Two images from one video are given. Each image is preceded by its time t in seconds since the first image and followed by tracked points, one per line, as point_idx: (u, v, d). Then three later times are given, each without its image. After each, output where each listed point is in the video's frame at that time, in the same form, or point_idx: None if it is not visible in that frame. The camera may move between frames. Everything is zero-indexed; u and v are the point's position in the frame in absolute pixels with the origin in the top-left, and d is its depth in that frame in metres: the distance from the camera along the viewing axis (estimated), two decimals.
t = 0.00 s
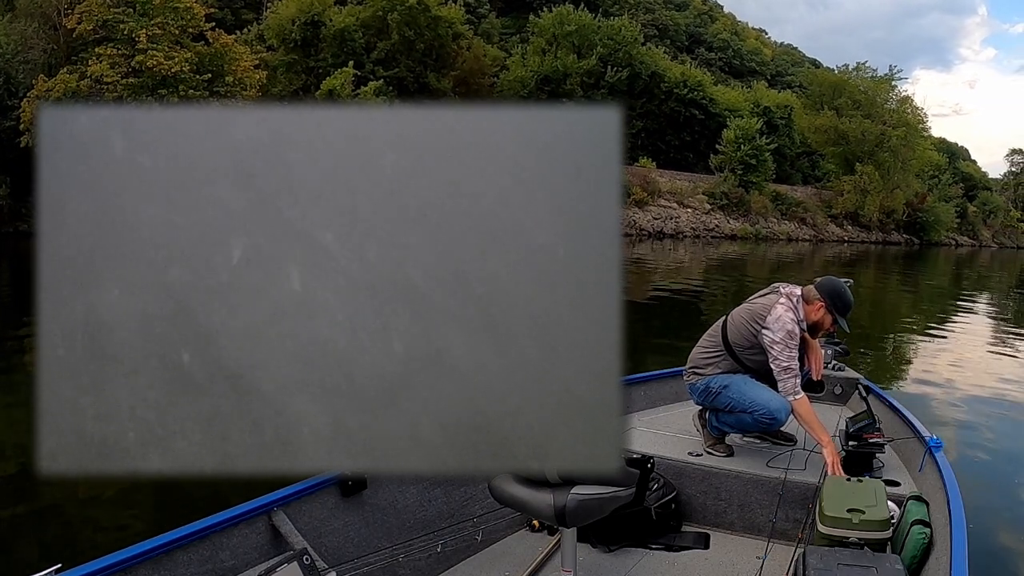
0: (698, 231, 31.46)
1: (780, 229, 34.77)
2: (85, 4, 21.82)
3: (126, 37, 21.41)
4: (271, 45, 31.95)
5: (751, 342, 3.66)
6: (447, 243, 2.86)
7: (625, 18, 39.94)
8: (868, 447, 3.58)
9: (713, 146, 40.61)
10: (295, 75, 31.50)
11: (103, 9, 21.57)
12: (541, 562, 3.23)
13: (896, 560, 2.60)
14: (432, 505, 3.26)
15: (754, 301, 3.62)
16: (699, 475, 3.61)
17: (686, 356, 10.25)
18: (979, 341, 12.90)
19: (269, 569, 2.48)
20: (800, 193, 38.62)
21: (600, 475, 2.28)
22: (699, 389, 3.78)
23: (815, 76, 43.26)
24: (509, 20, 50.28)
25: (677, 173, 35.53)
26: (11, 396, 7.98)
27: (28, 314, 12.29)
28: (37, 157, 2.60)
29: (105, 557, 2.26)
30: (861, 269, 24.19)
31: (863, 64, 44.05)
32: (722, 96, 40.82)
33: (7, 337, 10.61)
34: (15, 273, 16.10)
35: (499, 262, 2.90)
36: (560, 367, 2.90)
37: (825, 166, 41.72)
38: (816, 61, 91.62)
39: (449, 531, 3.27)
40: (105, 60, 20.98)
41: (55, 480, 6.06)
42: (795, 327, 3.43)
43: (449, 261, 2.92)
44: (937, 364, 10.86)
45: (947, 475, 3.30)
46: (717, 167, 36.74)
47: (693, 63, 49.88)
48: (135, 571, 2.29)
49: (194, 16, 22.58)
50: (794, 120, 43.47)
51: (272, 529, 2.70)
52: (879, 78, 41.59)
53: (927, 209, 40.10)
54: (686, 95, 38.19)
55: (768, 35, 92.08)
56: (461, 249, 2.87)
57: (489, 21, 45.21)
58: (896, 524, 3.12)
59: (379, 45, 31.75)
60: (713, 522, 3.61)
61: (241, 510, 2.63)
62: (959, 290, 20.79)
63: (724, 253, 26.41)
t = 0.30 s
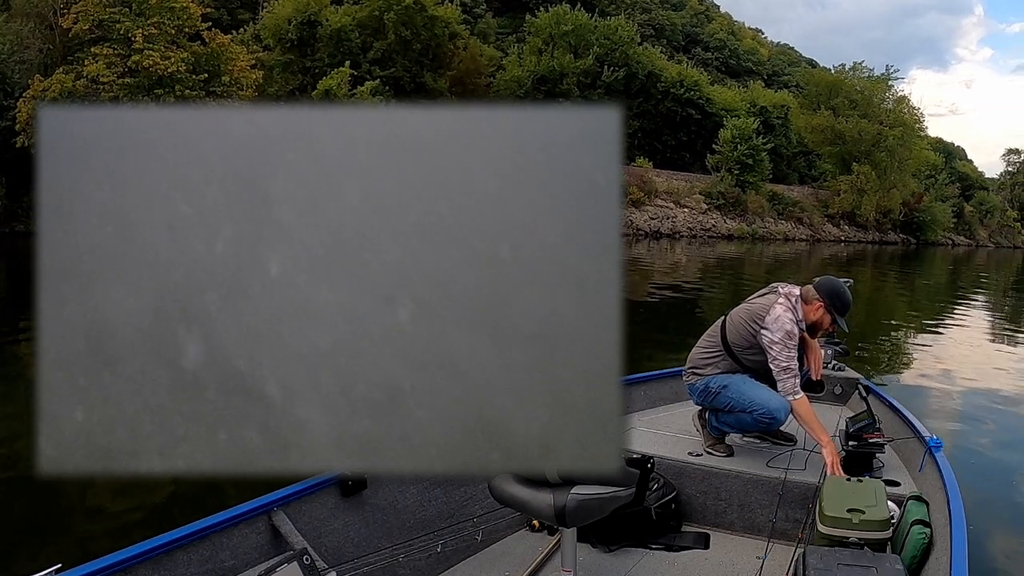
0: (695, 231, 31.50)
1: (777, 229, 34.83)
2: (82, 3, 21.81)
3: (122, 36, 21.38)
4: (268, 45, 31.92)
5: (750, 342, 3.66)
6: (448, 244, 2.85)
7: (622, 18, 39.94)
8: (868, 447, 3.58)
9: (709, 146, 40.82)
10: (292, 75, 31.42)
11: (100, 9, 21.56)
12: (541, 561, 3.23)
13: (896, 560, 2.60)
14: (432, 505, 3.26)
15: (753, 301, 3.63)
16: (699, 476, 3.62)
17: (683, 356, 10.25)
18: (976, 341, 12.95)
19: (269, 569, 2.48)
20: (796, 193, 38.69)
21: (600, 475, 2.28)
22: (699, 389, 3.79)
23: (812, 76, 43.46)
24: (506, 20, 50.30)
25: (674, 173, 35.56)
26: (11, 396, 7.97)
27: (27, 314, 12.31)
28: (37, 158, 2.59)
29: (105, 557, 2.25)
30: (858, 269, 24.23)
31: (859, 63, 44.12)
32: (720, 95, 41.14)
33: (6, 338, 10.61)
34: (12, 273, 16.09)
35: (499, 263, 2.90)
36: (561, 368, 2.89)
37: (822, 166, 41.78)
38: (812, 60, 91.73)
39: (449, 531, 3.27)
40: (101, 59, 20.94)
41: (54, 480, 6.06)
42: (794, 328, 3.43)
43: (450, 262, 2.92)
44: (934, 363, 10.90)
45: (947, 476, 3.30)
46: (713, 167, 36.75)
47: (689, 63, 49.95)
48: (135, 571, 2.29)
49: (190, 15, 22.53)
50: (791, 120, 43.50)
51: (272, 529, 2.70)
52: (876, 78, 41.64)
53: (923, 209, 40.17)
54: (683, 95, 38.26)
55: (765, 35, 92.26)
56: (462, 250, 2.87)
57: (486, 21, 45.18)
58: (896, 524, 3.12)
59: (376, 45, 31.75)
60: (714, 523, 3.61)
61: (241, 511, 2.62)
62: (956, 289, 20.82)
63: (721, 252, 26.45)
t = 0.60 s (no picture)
0: (692, 231, 31.52)
1: (774, 229, 34.87)
2: (78, 5, 21.86)
3: (118, 38, 21.40)
4: (264, 46, 31.90)
5: (749, 342, 3.66)
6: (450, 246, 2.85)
7: (618, 19, 39.97)
8: (868, 447, 3.58)
9: (706, 146, 40.91)
10: (288, 77, 31.39)
11: (96, 10, 21.58)
12: (541, 561, 3.23)
13: (895, 560, 2.60)
14: (431, 505, 3.27)
15: (753, 301, 3.63)
16: (699, 475, 3.62)
17: (679, 356, 10.26)
18: (972, 340, 12.98)
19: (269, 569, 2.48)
20: (793, 193, 38.73)
21: (599, 475, 2.29)
22: (698, 390, 3.79)
23: (808, 75, 43.53)
24: (502, 22, 50.33)
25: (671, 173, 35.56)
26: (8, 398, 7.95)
27: (24, 316, 12.30)
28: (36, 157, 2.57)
29: (106, 557, 2.26)
30: (855, 269, 24.26)
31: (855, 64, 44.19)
32: (717, 96, 41.49)
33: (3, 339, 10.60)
34: (8, 275, 16.08)
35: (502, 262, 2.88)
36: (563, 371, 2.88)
37: (818, 166, 41.82)
38: (809, 61, 91.85)
39: (450, 531, 3.28)
40: (97, 61, 20.95)
41: (53, 481, 6.04)
42: (793, 327, 3.43)
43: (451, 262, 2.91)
44: (930, 362, 10.91)
45: (946, 475, 3.30)
46: (710, 168, 36.76)
47: (686, 64, 50.03)
48: (135, 571, 2.29)
49: (186, 17, 22.55)
50: (787, 121, 43.57)
51: (273, 529, 2.70)
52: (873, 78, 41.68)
53: (920, 209, 40.24)
54: (679, 96, 38.35)
55: (762, 36, 92.44)
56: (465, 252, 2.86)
57: (482, 23, 45.18)
58: (895, 524, 3.13)
59: (372, 46, 31.78)
60: (713, 522, 3.62)
61: (242, 511, 2.62)
62: (951, 289, 20.88)
63: (718, 253, 26.48)
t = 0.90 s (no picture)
0: (689, 231, 31.53)
1: (771, 229, 34.88)
2: (74, 4, 21.81)
3: (115, 38, 21.39)
4: (261, 46, 31.83)
5: (749, 342, 3.66)
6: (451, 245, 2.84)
7: (615, 19, 39.96)
8: (868, 447, 3.59)
9: (703, 146, 40.91)
10: (285, 77, 31.35)
11: (93, 10, 21.58)
12: (541, 562, 3.23)
13: (896, 560, 2.60)
14: (432, 505, 3.25)
15: (753, 301, 3.63)
16: (699, 476, 3.62)
17: (677, 357, 10.25)
18: (970, 340, 12.99)
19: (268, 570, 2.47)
20: (791, 193, 38.75)
21: (599, 475, 2.28)
22: (698, 390, 3.79)
23: (805, 75, 43.04)
24: (499, 21, 50.32)
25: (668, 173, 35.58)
26: (8, 398, 7.95)
27: (22, 316, 12.29)
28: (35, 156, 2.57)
29: (105, 557, 2.25)
30: (852, 269, 24.30)
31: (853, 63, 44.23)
32: (714, 96, 41.61)
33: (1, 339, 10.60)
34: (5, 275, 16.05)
35: (502, 261, 2.87)
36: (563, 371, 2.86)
37: (816, 166, 41.87)
38: (806, 61, 91.90)
39: (450, 531, 3.27)
40: (94, 61, 20.94)
41: (53, 480, 6.05)
42: (793, 328, 3.43)
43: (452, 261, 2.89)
44: (928, 363, 10.91)
45: (947, 476, 3.30)
46: (707, 168, 36.74)
47: (684, 64, 50.07)
48: (135, 571, 2.29)
49: (183, 17, 22.55)
50: (785, 121, 43.58)
51: (272, 529, 2.70)
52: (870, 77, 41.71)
53: (917, 209, 40.29)
54: (677, 96, 38.37)
55: (758, 36, 92.55)
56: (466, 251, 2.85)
57: (479, 22, 45.16)
58: (895, 524, 3.13)
59: (368, 46, 31.79)
60: (713, 523, 3.62)
61: (242, 511, 2.62)
62: (948, 288, 20.92)
63: (715, 253, 26.55)
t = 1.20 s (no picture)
0: (687, 231, 31.56)
1: (769, 228, 34.90)
2: (72, 2, 21.81)
3: (113, 36, 21.39)
4: (258, 44, 31.77)
5: (749, 342, 3.66)
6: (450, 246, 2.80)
7: (613, 18, 40.00)
8: (868, 447, 3.59)
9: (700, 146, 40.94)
10: (282, 75, 31.30)
11: (90, 8, 21.60)
12: (541, 561, 3.23)
13: (896, 560, 2.60)
14: (431, 505, 3.26)
15: (753, 301, 3.63)
16: (699, 476, 3.62)
17: (674, 356, 10.27)
18: (968, 339, 13.00)
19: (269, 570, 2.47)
20: (788, 192, 38.80)
21: (599, 477, 2.52)
22: (698, 390, 3.79)
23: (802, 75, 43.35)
24: (497, 20, 50.38)
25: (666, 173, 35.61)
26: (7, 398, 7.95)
27: (20, 316, 12.29)
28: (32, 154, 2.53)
29: (106, 557, 2.26)
30: (849, 268, 24.33)
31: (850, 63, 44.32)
32: (711, 95, 41.67)
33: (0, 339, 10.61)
34: (4, 274, 16.06)
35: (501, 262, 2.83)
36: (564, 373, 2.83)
37: (813, 165, 41.94)
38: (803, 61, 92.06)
39: (449, 531, 3.27)
40: (91, 59, 20.95)
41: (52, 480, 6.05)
42: (794, 328, 3.43)
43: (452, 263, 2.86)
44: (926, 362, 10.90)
45: (947, 476, 3.30)
46: (704, 167, 36.68)
47: (681, 63, 50.17)
48: (135, 571, 2.29)
49: (180, 15, 22.57)
50: (782, 120, 43.63)
51: (272, 529, 2.70)
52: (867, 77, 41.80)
53: (915, 208, 40.36)
54: (674, 95, 38.48)
55: (755, 35, 92.77)
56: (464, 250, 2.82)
57: (477, 21, 45.22)
58: (895, 524, 3.13)
59: (366, 44, 31.83)
60: (713, 522, 3.62)
61: (241, 511, 2.62)
62: (945, 288, 20.95)
63: (712, 252, 26.66)
